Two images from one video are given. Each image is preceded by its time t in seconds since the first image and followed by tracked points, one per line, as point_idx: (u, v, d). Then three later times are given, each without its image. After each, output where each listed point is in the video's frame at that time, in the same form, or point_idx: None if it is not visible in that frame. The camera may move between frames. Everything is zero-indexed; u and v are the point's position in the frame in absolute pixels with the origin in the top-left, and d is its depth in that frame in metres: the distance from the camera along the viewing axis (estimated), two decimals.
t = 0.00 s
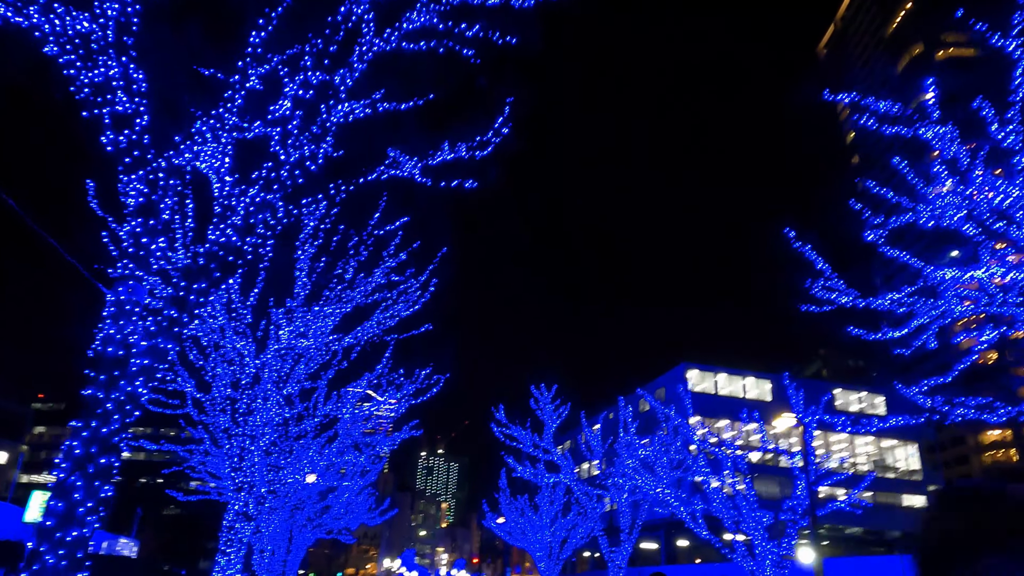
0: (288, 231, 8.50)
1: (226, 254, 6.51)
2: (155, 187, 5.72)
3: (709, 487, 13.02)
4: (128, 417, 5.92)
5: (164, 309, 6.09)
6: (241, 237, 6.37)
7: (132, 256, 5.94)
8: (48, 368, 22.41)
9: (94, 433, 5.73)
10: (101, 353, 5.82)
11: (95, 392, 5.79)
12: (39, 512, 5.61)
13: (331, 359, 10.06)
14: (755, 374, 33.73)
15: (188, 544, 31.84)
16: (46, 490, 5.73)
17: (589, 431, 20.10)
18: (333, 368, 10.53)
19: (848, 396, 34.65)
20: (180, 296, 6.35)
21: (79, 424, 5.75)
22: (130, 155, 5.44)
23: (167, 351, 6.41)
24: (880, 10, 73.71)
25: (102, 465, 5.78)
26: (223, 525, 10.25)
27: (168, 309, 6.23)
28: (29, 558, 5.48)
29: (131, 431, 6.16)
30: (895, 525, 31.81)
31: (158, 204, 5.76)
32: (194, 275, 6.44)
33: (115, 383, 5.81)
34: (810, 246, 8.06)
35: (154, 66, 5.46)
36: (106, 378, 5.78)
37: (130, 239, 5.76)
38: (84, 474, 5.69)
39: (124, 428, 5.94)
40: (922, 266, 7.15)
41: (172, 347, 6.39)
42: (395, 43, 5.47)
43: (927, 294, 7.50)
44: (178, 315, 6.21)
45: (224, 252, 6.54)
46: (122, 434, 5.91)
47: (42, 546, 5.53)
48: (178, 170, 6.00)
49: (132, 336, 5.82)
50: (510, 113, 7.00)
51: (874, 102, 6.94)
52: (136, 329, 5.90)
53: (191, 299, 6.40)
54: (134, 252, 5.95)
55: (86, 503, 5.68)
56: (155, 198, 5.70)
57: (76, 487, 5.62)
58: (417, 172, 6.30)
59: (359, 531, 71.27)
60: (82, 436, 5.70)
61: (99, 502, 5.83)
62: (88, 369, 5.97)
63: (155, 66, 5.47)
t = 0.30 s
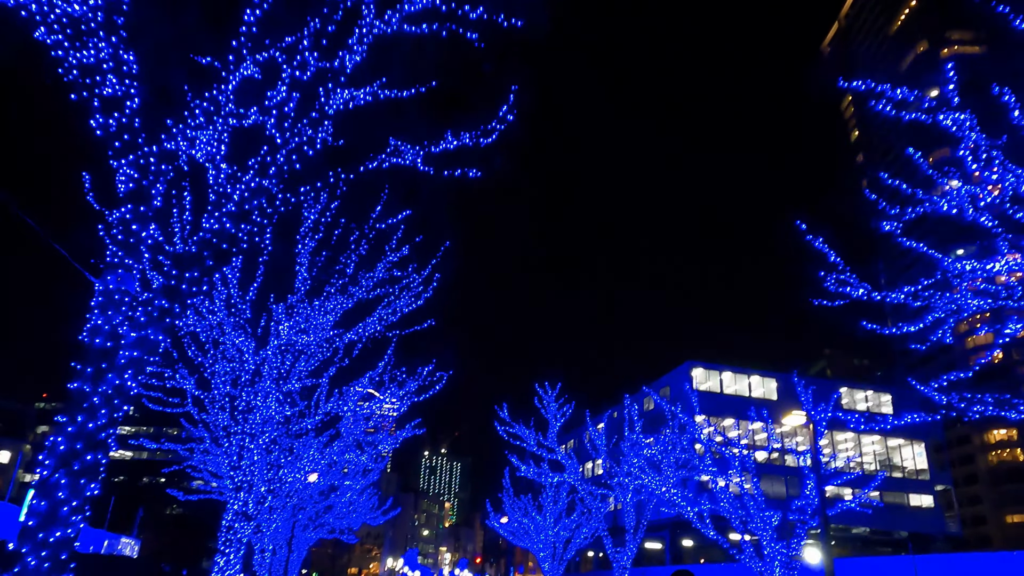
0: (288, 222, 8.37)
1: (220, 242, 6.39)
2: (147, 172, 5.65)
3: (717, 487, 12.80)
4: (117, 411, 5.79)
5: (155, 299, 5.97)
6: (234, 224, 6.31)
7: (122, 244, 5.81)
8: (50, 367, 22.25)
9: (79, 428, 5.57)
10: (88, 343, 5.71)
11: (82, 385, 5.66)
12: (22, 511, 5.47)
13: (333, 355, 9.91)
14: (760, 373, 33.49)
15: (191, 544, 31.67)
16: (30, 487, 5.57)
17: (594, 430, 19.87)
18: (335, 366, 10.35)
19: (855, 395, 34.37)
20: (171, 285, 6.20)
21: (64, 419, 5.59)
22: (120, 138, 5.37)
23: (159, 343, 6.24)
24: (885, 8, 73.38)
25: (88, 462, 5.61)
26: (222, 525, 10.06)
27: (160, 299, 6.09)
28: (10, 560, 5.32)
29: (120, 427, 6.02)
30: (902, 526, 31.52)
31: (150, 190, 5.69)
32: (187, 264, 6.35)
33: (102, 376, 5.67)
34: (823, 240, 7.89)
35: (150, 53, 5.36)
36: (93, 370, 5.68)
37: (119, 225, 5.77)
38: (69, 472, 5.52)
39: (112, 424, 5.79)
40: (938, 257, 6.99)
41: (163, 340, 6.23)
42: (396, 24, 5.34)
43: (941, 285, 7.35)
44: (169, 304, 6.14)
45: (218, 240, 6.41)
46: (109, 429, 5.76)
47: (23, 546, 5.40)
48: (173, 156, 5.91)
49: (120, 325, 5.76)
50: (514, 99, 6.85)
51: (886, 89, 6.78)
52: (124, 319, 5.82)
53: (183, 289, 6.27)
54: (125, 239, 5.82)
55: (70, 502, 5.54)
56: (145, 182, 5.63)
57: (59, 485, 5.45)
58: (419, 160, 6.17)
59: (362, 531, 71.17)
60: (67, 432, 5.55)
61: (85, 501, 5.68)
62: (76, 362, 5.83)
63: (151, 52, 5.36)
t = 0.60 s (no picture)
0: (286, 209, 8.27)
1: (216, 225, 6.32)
2: (138, 154, 5.55)
3: (719, 487, 12.63)
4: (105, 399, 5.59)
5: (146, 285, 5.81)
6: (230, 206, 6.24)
7: (112, 228, 5.68)
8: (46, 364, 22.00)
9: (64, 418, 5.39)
10: (75, 330, 5.51)
11: (67, 373, 5.46)
12: (4, 504, 5.30)
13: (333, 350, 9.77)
14: (761, 374, 33.36)
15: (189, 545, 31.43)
16: (12, 479, 5.41)
17: (594, 430, 19.70)
18: (333, 363, 10.21)
19: (856, 395, 34.26)
20: (162, 270, 6.10)
21: (48, 408, 5.42)
22: (110, 118, 5.27)
23: (149, 331, 6.08)
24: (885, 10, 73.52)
25: (73, 454, 5.45)
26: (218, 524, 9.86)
27: (151, 287, 5.95)
28: None
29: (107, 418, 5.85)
30: (904, 528, 31.40)
31: (142, 171, 5.60)
32: (178, 247, 6.16)
33: (88, 365, 5.51)
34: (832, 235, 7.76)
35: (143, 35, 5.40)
36: (79, 357, 5.48)
37: (109, 207, 5.61)
38: (53, 464, 5.36)
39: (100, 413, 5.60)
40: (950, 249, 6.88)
41: (154, 327, 6.07)
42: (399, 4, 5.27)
43: (952, 282, 7.24)
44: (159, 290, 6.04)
45: (210, 223, 6.31)
46: (95, 420, 5.55)
47: (4, 542, 5.24)
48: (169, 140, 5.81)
49: (108, 311, 5.56)
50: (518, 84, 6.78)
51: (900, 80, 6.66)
52: (113, 307, 5.64)
53: (173, 276, 6.16)
54: (116, 223, 5.69)
55: (53, 495, 5.38)
56: (136, 164, 5.52)
57: (43, 477, 5.30)
58: (420, 147, 6.08)
59: (360, 531, 70.98)
60: (51, 422, 5.36)
61: (69, 494, 5.54)
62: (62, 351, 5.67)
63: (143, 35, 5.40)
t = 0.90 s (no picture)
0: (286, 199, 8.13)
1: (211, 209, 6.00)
2: (127, 136, 5.32)
3: (723, 487, 12.44)
4: (89, 392, 5.47)
5: (134, 273, 5.60)
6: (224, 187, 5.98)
7: (99, 212, 5.46)
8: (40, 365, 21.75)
9: (46, 412, 5.25)
10: (60, 319, 5.39)
11: (50, 363, 5.32)
12: None
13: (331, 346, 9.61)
14: (762, 373, 33.25)
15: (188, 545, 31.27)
16: None
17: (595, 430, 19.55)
18: (330, 361, 10.04)
19: (857, 394, 34.18)
20: (151, 257, 5.69)
21: (30, 402, 5.25)
22: (98, 99, 5.08)
23: (138, 321, 5.85)
24: (884, 12, 74.23)
25: (56, 448, 5.32)
26: (214, 524, 9.67)
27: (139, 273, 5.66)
28: None
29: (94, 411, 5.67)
30: (905, 528, 31.32)
31: (130, 154, 5.38)
32: (168, 233, 5.75)
33: (72, 356, 5.35)
34: (841, 230, 7.65)
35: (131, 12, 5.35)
36: (64, 348, 5.34)
37: (96, 190, 5.36)
38: (33, 459, 5.22)
39: (85, 406, 5.48)
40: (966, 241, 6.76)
41: (143, 316, 5.86)
42: None
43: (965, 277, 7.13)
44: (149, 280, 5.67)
45: (205, 209, 6.00)
46: (80, 414, 5.43)
47: None
48: (162, 125, 5.66)
49: (94, 300, 5.41)
50: (522, 71, 6.69)
51: (913, 72, 6.62)
52: (97, 294, 5.46)
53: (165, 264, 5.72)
54: (104, 208, 5.45)
55: (34, 493, 5.22)
56: (125, 145, 5.30)
57: (23, 473, 5.14)
58: (421, 134, 5.94)
59: (358, 531, 70.89)
60: (33, 415, 5.22)
61: (52, 491, 5.39)
62: (45, 342, 5.50)
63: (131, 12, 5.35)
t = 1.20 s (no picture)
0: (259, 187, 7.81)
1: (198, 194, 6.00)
2: (113, 116, 5.24)
3: (723, 487, 12.28)
4: (73, 380, 5.38)
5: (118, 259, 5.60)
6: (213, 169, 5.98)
7: (84, 194, 5.40)
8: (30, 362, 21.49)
9: (24, 400, 5.11)
10: (40, 304, 5.28)
11: (30, 351, 5.20)
12: None
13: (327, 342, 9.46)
14: (761, 373, 33.13)
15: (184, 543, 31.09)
16: None
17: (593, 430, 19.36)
18: (326, 357, 9.86)
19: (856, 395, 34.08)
20: (138, 241, 5.72)
21: (7, 390, 5.11)
22: (83, 77, 5.01)
23: (123, 308, 5.81)
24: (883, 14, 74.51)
25: (33, 440, 5.21)
26: (206, 523, 9.46)
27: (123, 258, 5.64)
28: None
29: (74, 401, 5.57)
30: (904, 529, 31.26)
31: (118, 135, 5.29)
32: (155, 215, 5.79)
33: (53, 343, 5.25)
34: (848, 224, 7.50)
35: None
36: (43, 335, 5.23)
37: (79, 171, 5.26)
38: (11, 451, 5.09)
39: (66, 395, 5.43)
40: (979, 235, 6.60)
41: (127, 303, 5.81)
42: None
43: (974, 273, 7.02)
44: (134, 263, 5.66)
45: (193, 192, 5.97)
46: (60, 405, 5.34)
47: None
48: (153, 109, 5.60)
49: (77, 285, 5.35)
50: (524, 58, 6.53)
51: (925, 61, 6.45)
52: (81, 280, 5.41)
53: (150, 247, 5.77)
54: (89, 189, 5.39)
55: (10, 487, 5.10)
56: (111, 125, 5.20)
57: None
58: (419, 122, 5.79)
59: (353, 531, 70.57)
60: (9, 406, 5.06)
61: (28, 486, 5.25)
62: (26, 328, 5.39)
63: None
